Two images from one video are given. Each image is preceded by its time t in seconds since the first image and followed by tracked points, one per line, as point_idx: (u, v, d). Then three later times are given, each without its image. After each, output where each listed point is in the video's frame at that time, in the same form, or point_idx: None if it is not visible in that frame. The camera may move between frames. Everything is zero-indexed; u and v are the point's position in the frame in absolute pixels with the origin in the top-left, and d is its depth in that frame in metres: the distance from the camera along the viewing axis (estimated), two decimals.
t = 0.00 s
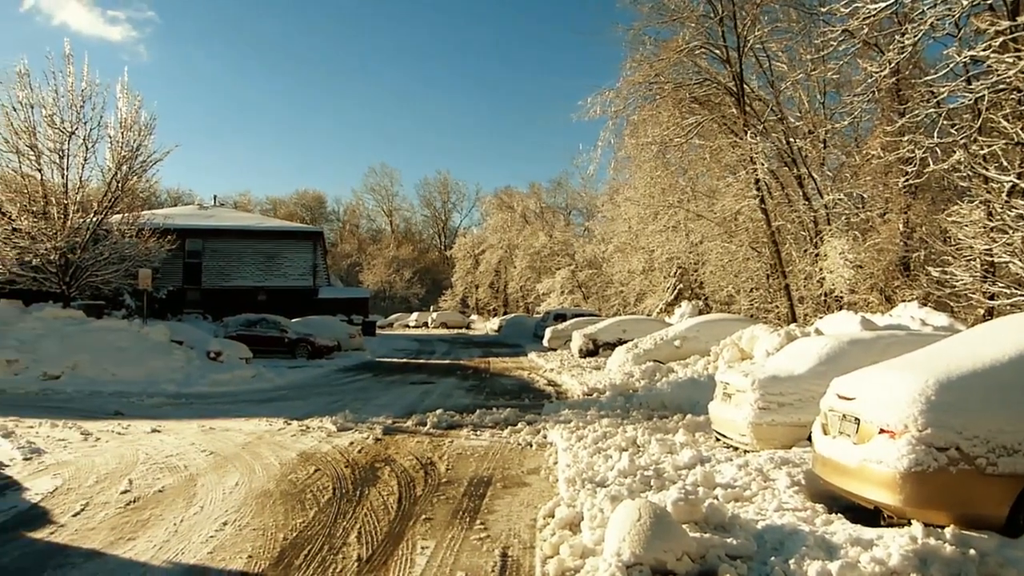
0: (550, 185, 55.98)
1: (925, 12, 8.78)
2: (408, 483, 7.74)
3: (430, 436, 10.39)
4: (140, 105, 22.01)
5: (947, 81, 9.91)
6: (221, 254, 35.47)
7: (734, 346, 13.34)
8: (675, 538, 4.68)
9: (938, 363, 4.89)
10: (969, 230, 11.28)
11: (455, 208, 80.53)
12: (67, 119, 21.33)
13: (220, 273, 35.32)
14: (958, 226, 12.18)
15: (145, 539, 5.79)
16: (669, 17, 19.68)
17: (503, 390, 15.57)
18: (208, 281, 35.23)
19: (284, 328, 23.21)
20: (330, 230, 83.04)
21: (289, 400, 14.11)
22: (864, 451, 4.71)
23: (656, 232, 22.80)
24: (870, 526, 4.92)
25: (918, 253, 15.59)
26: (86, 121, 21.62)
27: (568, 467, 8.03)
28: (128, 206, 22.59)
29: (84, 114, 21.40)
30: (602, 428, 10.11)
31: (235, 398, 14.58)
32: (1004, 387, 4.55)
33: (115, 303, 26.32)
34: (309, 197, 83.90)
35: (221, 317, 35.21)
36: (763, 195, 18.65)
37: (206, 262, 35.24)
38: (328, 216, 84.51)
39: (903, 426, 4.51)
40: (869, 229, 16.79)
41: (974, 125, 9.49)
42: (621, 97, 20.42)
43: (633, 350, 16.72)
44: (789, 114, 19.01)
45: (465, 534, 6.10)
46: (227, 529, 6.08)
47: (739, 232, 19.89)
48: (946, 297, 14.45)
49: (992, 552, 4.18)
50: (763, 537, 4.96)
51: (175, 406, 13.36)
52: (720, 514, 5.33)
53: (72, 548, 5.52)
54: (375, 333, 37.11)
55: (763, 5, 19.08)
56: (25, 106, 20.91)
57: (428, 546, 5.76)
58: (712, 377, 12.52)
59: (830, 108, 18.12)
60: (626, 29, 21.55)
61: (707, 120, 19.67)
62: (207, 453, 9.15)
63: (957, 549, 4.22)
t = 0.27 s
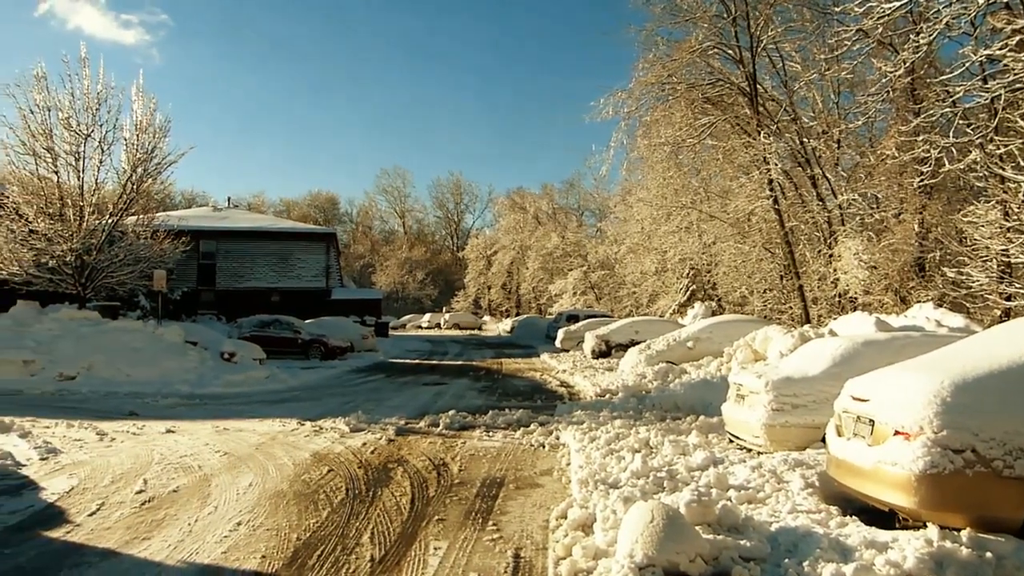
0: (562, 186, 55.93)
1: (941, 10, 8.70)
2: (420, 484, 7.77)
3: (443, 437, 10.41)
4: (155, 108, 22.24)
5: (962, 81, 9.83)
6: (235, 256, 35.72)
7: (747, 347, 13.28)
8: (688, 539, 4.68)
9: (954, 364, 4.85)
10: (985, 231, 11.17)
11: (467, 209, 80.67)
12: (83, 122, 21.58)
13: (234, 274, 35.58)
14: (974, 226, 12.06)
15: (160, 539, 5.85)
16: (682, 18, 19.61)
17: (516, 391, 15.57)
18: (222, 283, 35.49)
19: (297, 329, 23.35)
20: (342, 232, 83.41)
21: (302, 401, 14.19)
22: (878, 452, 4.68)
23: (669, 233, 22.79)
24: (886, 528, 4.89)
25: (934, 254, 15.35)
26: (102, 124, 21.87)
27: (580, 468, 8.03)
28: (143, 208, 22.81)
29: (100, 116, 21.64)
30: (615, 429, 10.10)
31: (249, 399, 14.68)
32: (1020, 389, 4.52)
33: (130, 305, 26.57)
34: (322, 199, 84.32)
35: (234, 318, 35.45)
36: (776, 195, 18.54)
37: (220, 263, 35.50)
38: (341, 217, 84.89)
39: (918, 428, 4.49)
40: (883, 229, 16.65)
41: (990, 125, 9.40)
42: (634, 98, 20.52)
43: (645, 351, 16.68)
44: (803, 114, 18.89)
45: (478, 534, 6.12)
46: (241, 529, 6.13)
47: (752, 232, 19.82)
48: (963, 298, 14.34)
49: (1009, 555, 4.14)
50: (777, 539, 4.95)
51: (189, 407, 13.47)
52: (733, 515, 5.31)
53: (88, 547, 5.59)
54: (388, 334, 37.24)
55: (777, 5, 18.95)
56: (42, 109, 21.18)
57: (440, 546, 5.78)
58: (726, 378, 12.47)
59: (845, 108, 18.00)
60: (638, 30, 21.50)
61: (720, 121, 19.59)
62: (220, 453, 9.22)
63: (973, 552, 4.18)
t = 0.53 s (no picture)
0: (576, 186, 55.84)
1: (959, 8, 8.60)
2: (434, 484, 7.79)
3: (457, 437, 10.43)
4: (171, 109, 22.44)
5: (981, 79, 9.71)
6: (249, 256, 35.97)
7: (762, 348, 13.20)
8: (702, 541, 4.65)
9: (973, 366, 4.80)
10: (1005, 231, 11.03)
11: (481, 210, 80.73)
12: (100, 124, 21.82)
13: (249, 275, 35.83)
14: (993, 227, 11.91)
15: (176, 537, 5.89)
16: (696, 17, 19.50)
17: (529, 392, 15.56)
18: (237, 283, 35.76)
19: (311, 329, 23.48)
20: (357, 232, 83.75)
21: (316, 401, 14.26)
22: (895, 455, 4.63)
23: (683, 233, 22.74)
24: (902, 531, 4.84)
25: (953, 254, 15.09)
26: (118, 125, 22.09)
27: (594, 469, 8.02)
28: (159, 209, 23.02)
29: (117, 118, 21.87)
30: (629, 430, 10.07)
31: (264, 399, 14.78)
32: None
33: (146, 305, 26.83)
34: (336, 200, 84.70)
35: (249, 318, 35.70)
36: (791, 195, 18.39)
37: (235, 264, 35.75)
38: (355, 218, 85.23)
39: (935, 431, 4.44)
40: (900, 229, 16.43)
41: (1010, 123, 9.28)
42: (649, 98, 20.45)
43: (659, 352, 16.62)
44: (818, 113, 18.74)
45: (491, 535, 6.12)
46: (256, 528, 6.17)
47: (767, 233, 19.71)
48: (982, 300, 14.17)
49: None
50: (792, 541, 4.91)
51: (205, 407, 13.58)
52: (748, 518, 5.29)
53: (105, 545, 5.65)
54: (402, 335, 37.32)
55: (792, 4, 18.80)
56: (60, 111, 21.42)
57: (454, 547, 5.78)
58: (741, 379, 12.39)
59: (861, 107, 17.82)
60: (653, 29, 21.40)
61: (734, 121, 19.45)
62: (235, 453, 9.28)
63: (993, 556, 4.13)
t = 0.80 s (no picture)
0: (592, 187, 55.75)
1: (980, 6, 8.50)
2: (450, 485, 7.81)
3: (472, 438, 10.45)
4: (189, 112, 22.67)
5: (1002, 77, 9.58)
6: (266, 257, 36.25)
7: (779, 350, 13.11)
8: (719, 544, 4.63)
9: (993, 369, 4.76)
10: None
11: (496, 211, 80.82)
12: (119, 126, 22.08)
13: (265, 276, 36.11)
14: (1015, 227, 11.75)
15: (194, 536, 5.96)
16: (712, 17, 19.38)
17: (545, 392, 15.55)
18: (254, 284, 36.04)
19: (327, 330, 23.61)
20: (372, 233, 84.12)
21: (332, 401, 14.34)
22: (914, 457, 4.60)
23: (699, 234, 22.72)
24: (922, 535, 4.80)
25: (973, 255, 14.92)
26: (137, 127, 22.33)
27: (609, 470, 8.00)
28: (177, 210, 23.26)
29: (135, 121, 22.12)
30: (644, 431, 10.04)
31: (281, 398, 14.90)
32: None
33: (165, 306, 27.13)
34: (352, 201, 85.12)
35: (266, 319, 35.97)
36: (809, 195, 18.22)
37: (252, 265, 36.04)
38: (371, 219, 85.62)
39: (956, 433, 4.40)
40: (919, 229, 16.22)
41: None
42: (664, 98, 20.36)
43: (675, 353, 16.55)
44: (836, 113, 18.58)
45: (507, 536, 6.13)
46: (273, 528, 6.22)
47: (784, 233, 19.60)
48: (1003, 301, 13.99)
49: None
50: (809, 544, 4.88)
51: (222, 406, 13.71)
52: (765, 520, 5.26)
53: (124, 543, 5.72)
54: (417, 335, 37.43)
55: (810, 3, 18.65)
56: (80, 114, 21.70)
57: (469, 547, 5.80)
58: (757, 381, 12.31)
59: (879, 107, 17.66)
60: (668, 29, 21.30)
61: (751, 121, 19.30)
62: (252, 452, 9.36)
63: (1014, 560, 4.09)
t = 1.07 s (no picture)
0: (607, 187, 55.63)
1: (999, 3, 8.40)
2: (465, 485, 7.84)
3: (487, 438, 10.47)
4: (205, 114, 22.88)
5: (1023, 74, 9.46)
6: (282, 258, 36.49)
7: (796, 350, 13.03)
8: (735, 545, 4.62)
9: (1013, 369, 4.71)
10: None
11: (511, 211, 80.85)
12: (136, 128, 22.32)
13: (281, 277, 36.34)
14: None
15: (210, 536, 6.03)
16: (728, 16, 19.22)
17: (560, 393, 15.55)
18: (270, 285, 36.29)
19: (343, 331, 23.75)
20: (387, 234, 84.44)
21: (348, 401, 14.43)
22: (932, 459, 4.56)
23: (715, 234, 23.01)
24: (941, 536, 4.77)
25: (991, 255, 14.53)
26: (154, 130, 22.58)
27: (624, 471, 8.00)
28: (194, 212, 23.47)
29: (152, 123, 22.35)
30: (660, 432, 10.02)
31: (297, 399, 15.01)
32: None
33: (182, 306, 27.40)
34: (366, 202, 85.50)
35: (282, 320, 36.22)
36: (825, 195, 18.15)
37: (268, 266, 36.30)
38: (386, 220, 85.94)
39: (975, 434, 4.36)
40: (938, 229, 15.89)
41: None
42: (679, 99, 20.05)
43: (690, 354, 16.49)
44: (852, 112, 18.42)
45: (521, 536, 6.15)
46: (288, 528, 6.28)
47: (800, 233, 19.49)
48: None
49: None
50: (826, 546, 4.86)
51: (238, 407, 13.84)
52: (781, 521, 5.24)
53: (142, 543, 5.80)
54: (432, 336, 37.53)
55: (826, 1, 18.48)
56: (98, 116, 21.99)
57: (484, 548, 5.82)
58: (773, 381, 12.23)
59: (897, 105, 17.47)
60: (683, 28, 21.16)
61: (767, 119, 19.12)
62: (269, 452, 9.44)
63: None
